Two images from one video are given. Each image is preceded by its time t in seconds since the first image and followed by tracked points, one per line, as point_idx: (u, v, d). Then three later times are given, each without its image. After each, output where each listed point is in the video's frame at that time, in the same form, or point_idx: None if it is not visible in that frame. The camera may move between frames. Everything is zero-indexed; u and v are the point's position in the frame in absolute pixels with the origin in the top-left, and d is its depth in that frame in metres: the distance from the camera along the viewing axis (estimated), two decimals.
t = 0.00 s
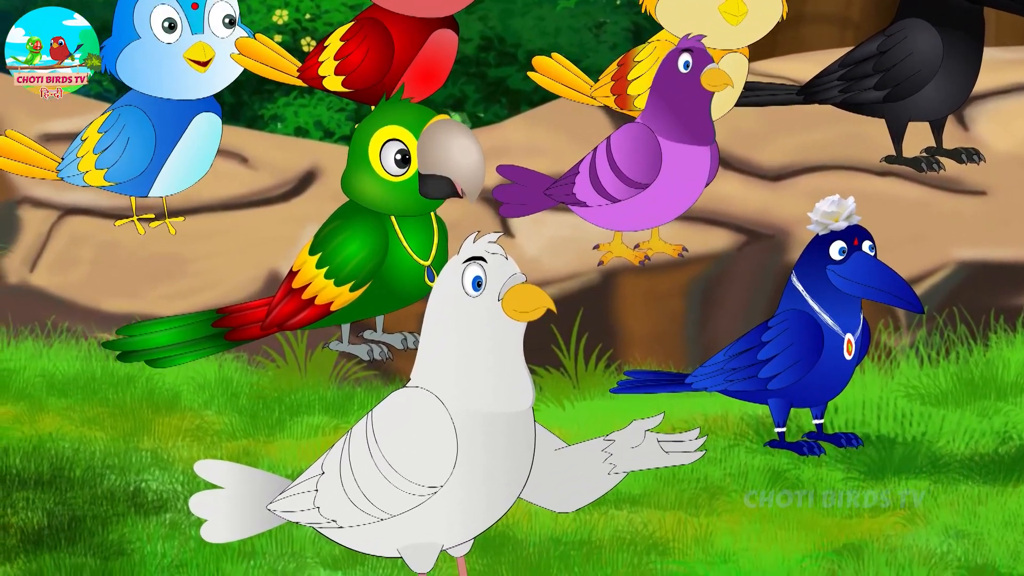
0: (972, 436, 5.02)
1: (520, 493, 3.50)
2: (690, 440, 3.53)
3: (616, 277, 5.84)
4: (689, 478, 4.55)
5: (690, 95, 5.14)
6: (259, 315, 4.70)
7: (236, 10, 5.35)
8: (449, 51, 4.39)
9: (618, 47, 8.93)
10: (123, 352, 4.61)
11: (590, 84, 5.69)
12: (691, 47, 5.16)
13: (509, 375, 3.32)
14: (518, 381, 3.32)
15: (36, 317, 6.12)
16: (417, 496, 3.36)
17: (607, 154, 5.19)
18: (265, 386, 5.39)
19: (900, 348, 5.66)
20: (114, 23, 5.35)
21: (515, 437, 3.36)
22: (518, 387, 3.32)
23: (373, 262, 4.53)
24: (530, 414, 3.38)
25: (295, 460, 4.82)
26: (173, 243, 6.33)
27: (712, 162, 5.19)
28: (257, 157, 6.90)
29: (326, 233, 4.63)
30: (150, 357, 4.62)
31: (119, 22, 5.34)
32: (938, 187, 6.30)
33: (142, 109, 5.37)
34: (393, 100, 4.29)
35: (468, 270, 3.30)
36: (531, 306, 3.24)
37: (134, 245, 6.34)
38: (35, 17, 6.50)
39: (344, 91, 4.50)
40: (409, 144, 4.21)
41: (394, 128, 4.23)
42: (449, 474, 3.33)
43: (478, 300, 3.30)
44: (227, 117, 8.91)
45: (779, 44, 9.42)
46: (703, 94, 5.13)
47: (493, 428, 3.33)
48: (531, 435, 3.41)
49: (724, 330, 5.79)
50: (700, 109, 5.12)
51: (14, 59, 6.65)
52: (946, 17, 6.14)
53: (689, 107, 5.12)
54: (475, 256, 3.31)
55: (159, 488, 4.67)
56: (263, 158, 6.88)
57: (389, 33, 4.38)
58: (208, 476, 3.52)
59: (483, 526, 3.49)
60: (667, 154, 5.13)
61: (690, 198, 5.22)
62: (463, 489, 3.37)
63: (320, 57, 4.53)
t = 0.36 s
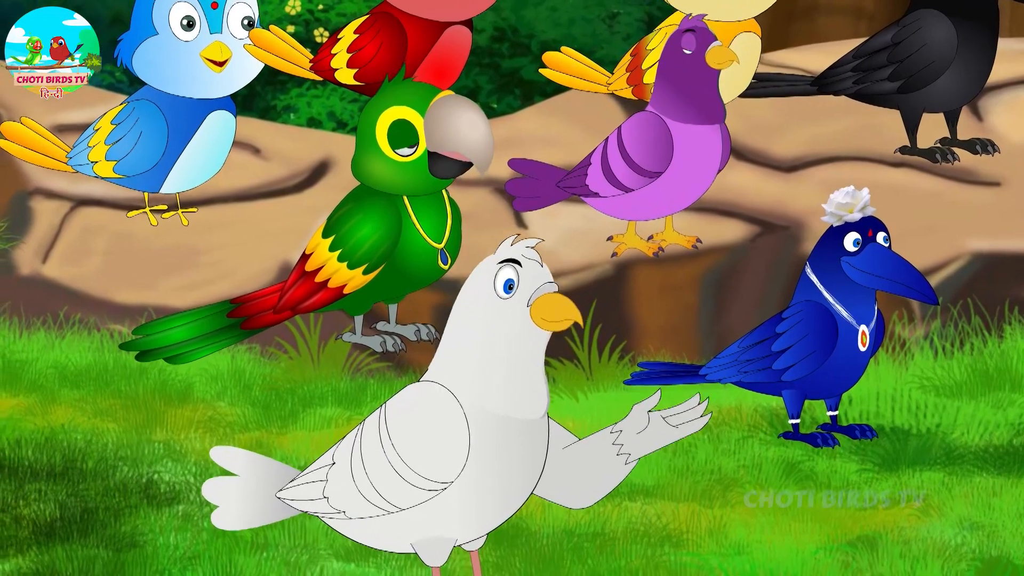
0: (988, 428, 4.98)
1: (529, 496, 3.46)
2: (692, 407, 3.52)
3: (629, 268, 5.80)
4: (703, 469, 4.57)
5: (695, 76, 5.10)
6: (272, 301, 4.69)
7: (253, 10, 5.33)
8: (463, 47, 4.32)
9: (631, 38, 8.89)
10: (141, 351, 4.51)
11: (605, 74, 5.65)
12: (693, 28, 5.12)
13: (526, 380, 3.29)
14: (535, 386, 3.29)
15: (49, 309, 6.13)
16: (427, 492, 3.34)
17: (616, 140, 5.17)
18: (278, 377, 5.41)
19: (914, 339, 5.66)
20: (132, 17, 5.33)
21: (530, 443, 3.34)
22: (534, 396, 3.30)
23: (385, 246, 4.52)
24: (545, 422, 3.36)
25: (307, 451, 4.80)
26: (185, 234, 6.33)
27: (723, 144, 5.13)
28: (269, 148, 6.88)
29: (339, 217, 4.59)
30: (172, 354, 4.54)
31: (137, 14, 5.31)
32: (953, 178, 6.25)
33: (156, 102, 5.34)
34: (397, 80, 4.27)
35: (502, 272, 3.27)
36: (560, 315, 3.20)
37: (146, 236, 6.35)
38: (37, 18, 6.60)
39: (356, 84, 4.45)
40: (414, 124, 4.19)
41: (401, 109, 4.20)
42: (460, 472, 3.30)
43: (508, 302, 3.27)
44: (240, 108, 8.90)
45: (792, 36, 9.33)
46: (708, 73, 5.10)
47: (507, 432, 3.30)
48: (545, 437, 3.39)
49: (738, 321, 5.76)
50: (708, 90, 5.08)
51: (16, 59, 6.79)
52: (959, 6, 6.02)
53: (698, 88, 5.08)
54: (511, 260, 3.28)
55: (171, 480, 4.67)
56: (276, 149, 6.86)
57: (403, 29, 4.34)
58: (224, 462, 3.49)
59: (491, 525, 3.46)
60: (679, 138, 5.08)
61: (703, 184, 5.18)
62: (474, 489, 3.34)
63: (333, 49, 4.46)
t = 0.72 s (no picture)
0: (998, 424, 4.96)
1: (543, 474, 3.40)
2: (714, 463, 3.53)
3: (636, 264, 5.78)
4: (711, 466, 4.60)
5: (704, 72, 5.09)
6: (280, 297, 4.66)
7: (261, 8, 5.40)
8: (470, 29, 4.29)
9: (639, 33, 8.86)
10: (147, 347, 4.57)
11: (611, 67, 5.59)
12: (701, 22, 5.11)
13: (527, 358, 3.20)
14: (538, 363, 3.21)
15: (56, 305, 6.15)
16: (441, 483, 3.28)
17: (624, 136, 5.14)
18: (286, 373, 5.44)
19: (922, 334, 5.66)
20: (141, 12, 5.34)
21: (539, 420, 3.27)
22: (538, 368, 3.21)
23: (393, 241, 4.49)
24: (552, 397, 3.28)
25: (314, 446, 4.80)
26: (192, 229, 6.34)
27: (732, 137, 5.11)
28: (276, 143, 6.87)
29: (346, 213, 4.59)
30: (178, 349, 4.59)
31: (146, 9, 5.33)
32: (961, 173, 6.22)
33: (162, 96, 5.32)
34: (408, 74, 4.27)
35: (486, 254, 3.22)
36: (551, 287, 3.14)
37: (153, 232, 6.35)
38: (37, 19, 6.52)
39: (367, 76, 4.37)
40: (424, 117, 4.19)
41: (412, 103, 4.21)
42: (472, 461, 3.24)
43: (495, 283, 3.22)
44: (248, 103, 8.90)
45: (800, 30, 9.28)
46: (717, 69, 5.08)
47: (515, 413, 3.23)
48: (552, 414, 3.31)
49: (748, 316, 5.77)
50: (716, 86, 5.07)
51: (16, 59, 6.72)
52: None
53: (706, 84, 5.07)
54: (492, 240, 3.22)
55: (178, 475, 4.67)
56: (282, 144, 6.85)
57: (410, 19, 4.22)
58: (227, 469, 3.50)
59: (505, 512, 3.39)
60: (686, 134, 5.06)
61: (710, 180, 5.14)
62: (487, 476, 3.28)
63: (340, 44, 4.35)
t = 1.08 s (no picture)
0: (999, 424, 4.96)
1: (541, 478, 3.40)
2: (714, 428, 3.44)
3: (637, 264, 5.78)
4: (712, 465, 4.52)
5: (702, 74, 5.08)
6: (280, 298, 4.65)
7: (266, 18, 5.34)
8: (470, 33, 4.28)
9: (639, 33, 8.86)
10: (148, 345, 4.58)
11: (610, 66, 5.59)
12: (700, 24, 5.11)
13: (529, 362, 3.20)
14: (539, 367, 3.21)
15: (57, 305, 6.15)
16: (438, 484, 3.28)
17: (624, 139, 5.14)
18: (286, 373, 5.44)
19: (922, 334, 5.66)
20: (146, 19, 5.31)
21: (539, 423, 3.26)
22: (539, 372, 3.21)
23: (393, 243, 4.48)
24: (552, 401, 3.28)
25: (314, 446, 4.80)
26: (192, 230, 6.34)
27: (730, 140, 5.12)
28: (276, 143, 6.87)
29: (346, 214, 4.58)
30: (175, 348, 4.60)
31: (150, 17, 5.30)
32: (961, 173, 6.22)
33: (162, 100, 5.32)
34: (411, 75, 4.27)
35: (490, 257, 3.22)
36: (553, 292, 3.13)
37: (153, 232, 6.36)
38: (37, 19, 6.53)
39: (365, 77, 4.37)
40: (426, 119, 4.18)
41: (413, 104, 4.20)
42: (470, 463, 3.24)
43: (499, 286, 3.22)
44: (248, 103, 8.90)
45: (800, 30, 9.27)
46: (716, 72, 5.07)
47: (515, 415, 3.22)
48: (552, 419, 3.31)
49: (748, 317, 5.76)
50: (715, 89, 5.06)
51: (16, 59, 6.74)
52: None
53: (705, 85, 5.06)
54: (497, 243, 3.22)
55: (178, 475, 4.67)
56: (283, 144, 6.85)
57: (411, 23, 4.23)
58: (229, 462, 3.47)
59: (503, 513, 3.39)
60: (685, 136, 5.05)
61: (708, 183, 5.15)
62: (485, 478, 3.28)
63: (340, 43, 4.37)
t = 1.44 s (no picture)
0: (999, 424, 4.96)
1: (541, 479, 3.40)
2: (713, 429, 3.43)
3: (637, 264, 5.78)
4: (712, 465, 4.52)
5: (705, 72, 5.09)
6: (280, 298, 4.65)
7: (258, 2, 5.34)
8: (470, 36, 4.29)
9: (639, 33, 8.86)
10: (148, 346, 4.58)
11: (611, 67, 5.61)
12: (700, 22, 5.11)
13: (529, 362, 3.20)
14: (539, 366, 3.21)
15: (57, 305, 6.15)
16: (439, 484, 3.28)
17: (625, 139, 5.13)
18: (286, 373, 5.44)
19: (922, 334, 5.65)
20: (136, 12, 5.31)
21: (539, 424, 3.26)
22: (539, 371, 3.21)
23: (393, 243, 4.48)
24: (553, 401, 3.28)
25: (314, 446, 4.80)
26: (192, 230, 6.34)
27: (732, 138, 5.11)
28: (277, 143, 6.86)
29: (346, 215, 4.57)
30: (175, 348, 4.61)
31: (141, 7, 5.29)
32: (961, 173, 6.22)
33: (161, 95, 5.31)
34: (411, 75, 4.25)
35: (489, 257, 3.22)
36: (552, 291, 3.13)
37: (153, 232, 6.36)
38: (37, 19, 6.53)
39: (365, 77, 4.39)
40: (426, 120, 4.18)
41: (413, 104, 4.19)
42: (470, 463, 3.24)
43: (499, 286, 3.22)
44: (247, 103, 8.90)
45: (800, 30, 9.27)
46: (717, 69, 5.08)
47: (515, 415, 3.22)
48: (553, 419, 3.31)
49: (748, 316, 5.76)
50: (716, 86, 5.07)
51: (16, 59, 6.74)
52: None
53: (706, 84, 5.07)
54: (496, 243, 3.22)
55: (178, 475, 4.67)
56: (283, 144, 6.85)
57: (412, 24, 4.24)
58: (228, 462, 3.47)
59: (504, 513, 3.39)
60: (686, 134, 5.06)
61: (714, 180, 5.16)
62: (485, 478, 3.28)
63: (340, 42, 4.40)
